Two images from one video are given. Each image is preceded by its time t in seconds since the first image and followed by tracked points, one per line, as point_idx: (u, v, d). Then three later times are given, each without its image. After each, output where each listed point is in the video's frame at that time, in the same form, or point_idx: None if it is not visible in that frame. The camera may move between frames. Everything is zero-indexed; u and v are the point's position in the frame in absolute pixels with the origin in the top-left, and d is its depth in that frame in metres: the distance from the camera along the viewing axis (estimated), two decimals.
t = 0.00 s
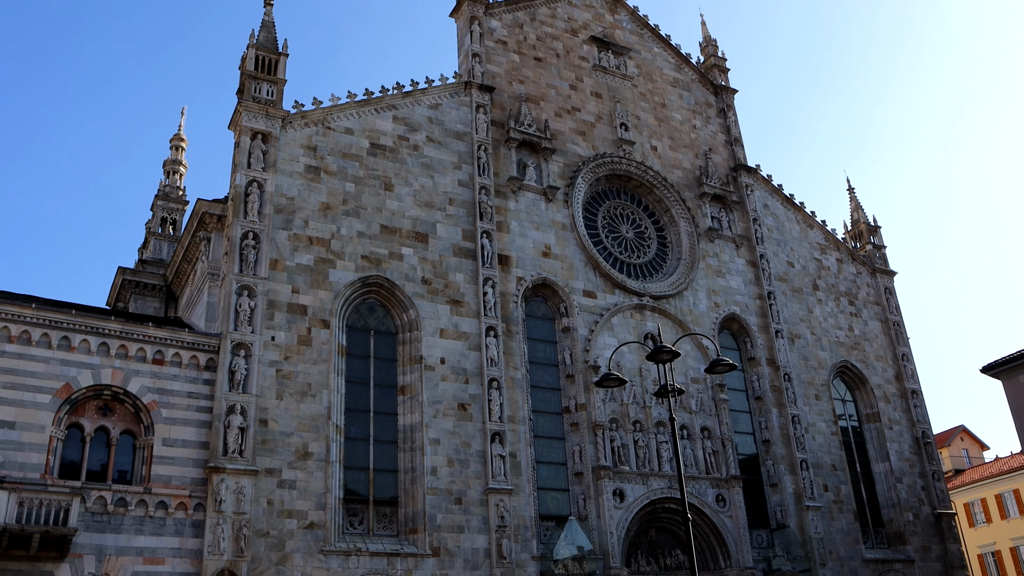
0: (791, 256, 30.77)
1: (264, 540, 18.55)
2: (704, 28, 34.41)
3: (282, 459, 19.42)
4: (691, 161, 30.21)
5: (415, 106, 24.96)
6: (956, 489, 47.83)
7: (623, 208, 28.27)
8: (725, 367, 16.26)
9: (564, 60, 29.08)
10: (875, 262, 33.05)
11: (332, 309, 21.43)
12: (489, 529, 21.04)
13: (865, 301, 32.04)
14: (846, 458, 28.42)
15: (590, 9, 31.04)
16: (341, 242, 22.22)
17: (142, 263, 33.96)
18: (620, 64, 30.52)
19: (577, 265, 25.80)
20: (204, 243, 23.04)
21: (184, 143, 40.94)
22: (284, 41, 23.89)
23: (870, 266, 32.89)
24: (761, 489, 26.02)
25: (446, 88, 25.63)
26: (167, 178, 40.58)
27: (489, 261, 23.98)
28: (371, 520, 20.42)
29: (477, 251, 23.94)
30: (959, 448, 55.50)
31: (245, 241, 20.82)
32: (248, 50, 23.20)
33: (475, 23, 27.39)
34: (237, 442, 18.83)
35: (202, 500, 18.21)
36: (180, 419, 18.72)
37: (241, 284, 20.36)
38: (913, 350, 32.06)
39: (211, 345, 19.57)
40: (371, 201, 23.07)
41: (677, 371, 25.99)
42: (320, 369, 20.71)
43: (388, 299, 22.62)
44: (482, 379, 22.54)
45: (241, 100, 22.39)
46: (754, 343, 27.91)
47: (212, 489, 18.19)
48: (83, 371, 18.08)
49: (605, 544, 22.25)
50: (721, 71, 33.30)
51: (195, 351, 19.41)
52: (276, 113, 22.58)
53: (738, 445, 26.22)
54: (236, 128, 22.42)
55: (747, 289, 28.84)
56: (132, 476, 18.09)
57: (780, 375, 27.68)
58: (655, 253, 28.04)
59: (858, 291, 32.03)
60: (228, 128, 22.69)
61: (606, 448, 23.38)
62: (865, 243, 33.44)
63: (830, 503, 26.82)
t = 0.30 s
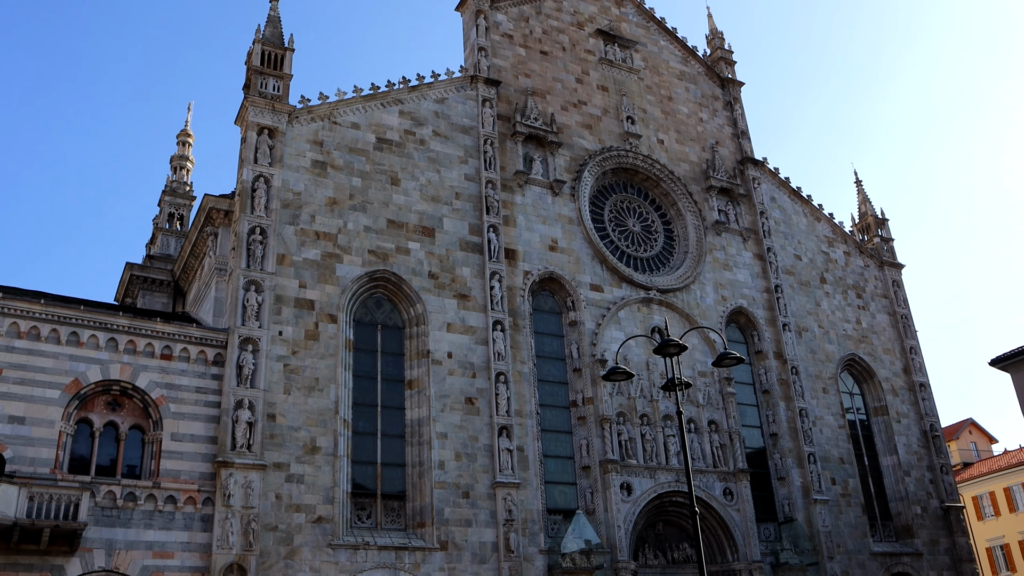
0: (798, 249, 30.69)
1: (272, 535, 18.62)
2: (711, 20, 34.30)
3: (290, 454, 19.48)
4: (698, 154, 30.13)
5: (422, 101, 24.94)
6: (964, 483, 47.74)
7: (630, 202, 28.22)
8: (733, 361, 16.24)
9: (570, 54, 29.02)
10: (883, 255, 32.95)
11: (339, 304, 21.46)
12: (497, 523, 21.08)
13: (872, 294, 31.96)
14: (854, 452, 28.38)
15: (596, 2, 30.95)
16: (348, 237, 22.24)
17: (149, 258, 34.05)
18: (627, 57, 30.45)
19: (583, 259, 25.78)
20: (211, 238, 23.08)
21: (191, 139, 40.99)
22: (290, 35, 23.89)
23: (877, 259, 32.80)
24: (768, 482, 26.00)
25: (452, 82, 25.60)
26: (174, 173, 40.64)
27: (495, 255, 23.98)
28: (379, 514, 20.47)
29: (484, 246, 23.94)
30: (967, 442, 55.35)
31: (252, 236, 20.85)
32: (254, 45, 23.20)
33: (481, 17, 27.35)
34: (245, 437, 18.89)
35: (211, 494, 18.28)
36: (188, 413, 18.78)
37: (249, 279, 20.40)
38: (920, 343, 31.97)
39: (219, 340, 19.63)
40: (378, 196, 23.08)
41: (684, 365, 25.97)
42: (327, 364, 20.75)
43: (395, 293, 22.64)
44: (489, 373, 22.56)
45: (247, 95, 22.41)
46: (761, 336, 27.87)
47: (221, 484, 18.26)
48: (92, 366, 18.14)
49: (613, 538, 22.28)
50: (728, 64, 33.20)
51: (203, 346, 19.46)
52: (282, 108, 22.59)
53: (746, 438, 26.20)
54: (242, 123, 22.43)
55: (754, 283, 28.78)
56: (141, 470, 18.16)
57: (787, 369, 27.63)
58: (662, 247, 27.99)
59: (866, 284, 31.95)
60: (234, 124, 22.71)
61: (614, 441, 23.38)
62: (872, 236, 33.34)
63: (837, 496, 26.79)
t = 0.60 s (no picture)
0: (806, 242, 30.61)
1: (281, 529, 18.69)
2: (717, 13, 34.18)
3: (298, 448, 19.53)
4: (705, 147, 30.06)
5: (428, 95, 24.93)
6: (972, 476, 47.62)
7: (636, 195, 28.17)
8: (740, 354, 16.24)
9: (576, 47, 28.97)
10: (891, 248, 32.85)
11: (346, 299, 21.49)
12: (505, 516, 21.11)
13: (880, 287, 31.87)
14: (862, 445, 28.33)
15: None
16: (355, 231, 22.27)
17: (156, 254, 34.13)
18: (633, 50, 30.38)
19: (590, 252, 25.76)
20: (218, 234, 23.12)
21: (197, 134, 41.04)
22: (296, 31, 23.90)
23: (885, 251, 32.71)
24: (776, 476, 25.98)
25: (457, 76, 25.58)
26: (181, 169, 40.71)
27: (502, 249, 23.97)
28: (386, 508, 20.51)
29: (491, 240, 23.93)
30: (976, 435, 55.19)
31: (259, 231, 20.89)
32: (260, 40, 23.22)
33: (487, 11, 27.31)
34: (253, 431, 18.94)
35: (219, 489, 18.35)
36: (196, 408, 18.84)
37: (256, 274, 20.45)
38: (928, 336, 31.89)
39: (226, 335, 19.69)
40: (384, 190, 23.09)
41: (691, 358, 25.95)
42: (334, 358, 20.79)
43: (402, 288, 22.67)
44: (496, 367, 22.58)
45: (253, 90, 22.43)
46: (768, 330, 27.83)
47: (229, 478, 18.32)
48: (100, 361, 18.21)
49: (620, 531, 22.29)
50: (734, 57, 33.10)
51: (211, 341, 19.52)
52: (289, 104, 22.61)
53: (753, 431, 26.17)
54: (249, 119, 22.46)
55: (761, 276, 28.73)
56: (150, 465, 18.25)
57: (794, 362, 27.59)
58: (669, 240, 27.94)
59: (874, 277, 31.86)
60: (241, 119, 22.74)
61: (621, 435, 23.39)
62: (880, 229, 33.24)
63: (845, 489, 26.75)
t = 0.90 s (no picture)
0: (813, 235, 30.52)
1: (288, 523, 18.75)
2: (724, 6, 34.06)
3: (305, 442, 19.58)
4: (711, 140, 29.98)
5: (433, 89, 24.92)
6: (981, 469, 47.49)
7: (643, 189, 28.11)
8: (748, 347, 16.20)
9: (582, 41, 28.91)
10: (898, 241, 32.73)
11: (353, 293, 21.52)
12: (512, 510, 21.14)
13: (887, 280, 31.77)
14: (870, 438, 28.27)
15: None
16: (361, 226, 22.28)
17: (164, 249, 34.23)
18: (639, 43, 30.30)
19: (597, 246, 25.73)
20: (225, 229, 23.17)
21: (204, 130, 41.10)
22: (302, 26, 23.90)
23: (893, 244, 32.60)
24: (783, 469, 25.95)
25: (463, 70, 25.56)
26: (188, 164, 40.80)
27: (509, 244, 23.97)
28: (394, 502, 20.56)
29: (497, 234, 23.93)
30: (984, 427, 55.02)
31: (266, 226, 20.92)
32: (266, 35, 23.23)
33: (492, 5, 27.27)
34: (261, 426, 19.00)
35: (227, 483, 18.42)
36: (204, 403, 18.90)
37: (263, 269, 20.49)
38: (936, 329, 31.79)
39: (234, 330, 19.74)
40: (391, 184, 23.10)
41: (698, 352, 25.92)
42: (341, 353, 20.83)
43: (409, 282, 22.69)
44: (503, 361, 22.59)
45: (259, 86, 22.44)
46: (775, 323, 27.79)
47: (237, 472, 18.38)
48: (109, 356, 18.28)
49: (627, 525, 22.30)
50: (741, 50, 32.99)
51: (218, 336, 19.58)
52: (295, 99, 22.62)
53: (760, 425, 26.14)
54: (255, 114, 22.48)
55: (768, 269, 28.67)
56: (159, 460, 18.32)
57: (802, 355, 27.53)
58: (675, 234, 27.89)
59: (881, 270, 31.76)
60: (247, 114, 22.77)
61: (628, 429, 23.39)
62: (888, 222, 33.12)
63: (853, 483, 26.70)
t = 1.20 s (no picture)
0: (820, 228, 30.42)
1: (296, 516, 18.82)
2: None
3: (313, 437, 19.64)
4: (718, 133, 29.89)
5: (439, 84, 24.91)
6: (990, 463, 47.29)
7: (649, 182, 28.06)
8: (755, 341, 16.18)
9: (588, 34, 28.85)
10: (906, 233, 32.61)
11: (360, 288, 21.55)
12: (519, 504, 21.17)
13: (895, 273, 31.66)
14: (877, 432, 28.20)
15: None
16: (368, 220, 22.31)
17: (171, 244, 34.32)
18: (645, 37, 30.23)
19: (603, 240, 25.71)
20: (232, 224, 23.24)
21: (211, 125, 41.19)
22: (307, 21, 23.92)
23: (900, 237, 32.47)
24: (791, 463, 25.91)
25: (469, 65, 25.55)
26: (194, 160, 40.88)
27: (515, 238, 23.97)
28: (401, 496, 20.60)
29: (504, 228, 23.93)
30: (993, 421, 54.79)
31: (272, 221, 20.96)
32: (271, 30, 23.25)
33: None
34: (268, 420, 19.07)
35: (235, 477, 18.49)
36: (212, 398, 18.98)
37: (270, 264, 20.53)
38: (944, 322, 31.67)
39: (241, 325, 19.80)
40: (397, 179, 23.12)
41: (705, 346, 25.89)
42: (348, 347, 20.87)
43: (415, 277, 22.72)
44: (509, 355, 22.61)
45: (265, 81, 22.47)
46: (783, 317, 27.73)
47: (245, 467, 18.45)
48: (117, 351, 18.36)
49: (634, 519, 22.30)
50: (747, 42, 32.88)
51: (226, 331, 19.64)
52: (301, 94, 22.64)
53: (767, 419, 26.11)
54: (262, 109, 22.52)
55: (776, 263, 28.60)
56: (167, 454, 18.41)
57: (809, 348, 27.47)
58: (682, 227, 27.83)
59: (889, 263, 31.65)
60: (254, 110, 22.81)
61: (635, 422, 23.38)
62: (895, 214, 33.00)
63: (861, 476, 26.65)
